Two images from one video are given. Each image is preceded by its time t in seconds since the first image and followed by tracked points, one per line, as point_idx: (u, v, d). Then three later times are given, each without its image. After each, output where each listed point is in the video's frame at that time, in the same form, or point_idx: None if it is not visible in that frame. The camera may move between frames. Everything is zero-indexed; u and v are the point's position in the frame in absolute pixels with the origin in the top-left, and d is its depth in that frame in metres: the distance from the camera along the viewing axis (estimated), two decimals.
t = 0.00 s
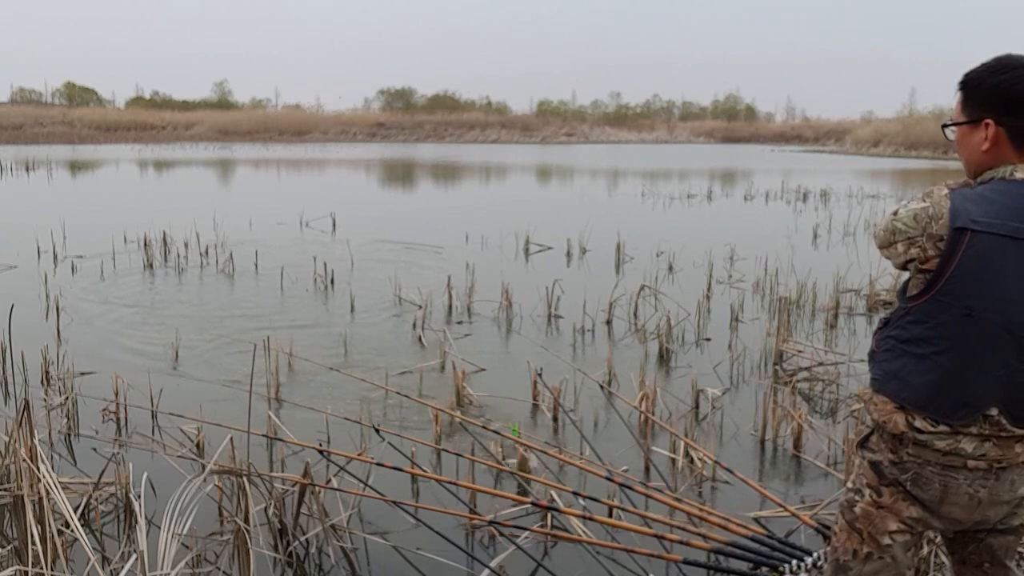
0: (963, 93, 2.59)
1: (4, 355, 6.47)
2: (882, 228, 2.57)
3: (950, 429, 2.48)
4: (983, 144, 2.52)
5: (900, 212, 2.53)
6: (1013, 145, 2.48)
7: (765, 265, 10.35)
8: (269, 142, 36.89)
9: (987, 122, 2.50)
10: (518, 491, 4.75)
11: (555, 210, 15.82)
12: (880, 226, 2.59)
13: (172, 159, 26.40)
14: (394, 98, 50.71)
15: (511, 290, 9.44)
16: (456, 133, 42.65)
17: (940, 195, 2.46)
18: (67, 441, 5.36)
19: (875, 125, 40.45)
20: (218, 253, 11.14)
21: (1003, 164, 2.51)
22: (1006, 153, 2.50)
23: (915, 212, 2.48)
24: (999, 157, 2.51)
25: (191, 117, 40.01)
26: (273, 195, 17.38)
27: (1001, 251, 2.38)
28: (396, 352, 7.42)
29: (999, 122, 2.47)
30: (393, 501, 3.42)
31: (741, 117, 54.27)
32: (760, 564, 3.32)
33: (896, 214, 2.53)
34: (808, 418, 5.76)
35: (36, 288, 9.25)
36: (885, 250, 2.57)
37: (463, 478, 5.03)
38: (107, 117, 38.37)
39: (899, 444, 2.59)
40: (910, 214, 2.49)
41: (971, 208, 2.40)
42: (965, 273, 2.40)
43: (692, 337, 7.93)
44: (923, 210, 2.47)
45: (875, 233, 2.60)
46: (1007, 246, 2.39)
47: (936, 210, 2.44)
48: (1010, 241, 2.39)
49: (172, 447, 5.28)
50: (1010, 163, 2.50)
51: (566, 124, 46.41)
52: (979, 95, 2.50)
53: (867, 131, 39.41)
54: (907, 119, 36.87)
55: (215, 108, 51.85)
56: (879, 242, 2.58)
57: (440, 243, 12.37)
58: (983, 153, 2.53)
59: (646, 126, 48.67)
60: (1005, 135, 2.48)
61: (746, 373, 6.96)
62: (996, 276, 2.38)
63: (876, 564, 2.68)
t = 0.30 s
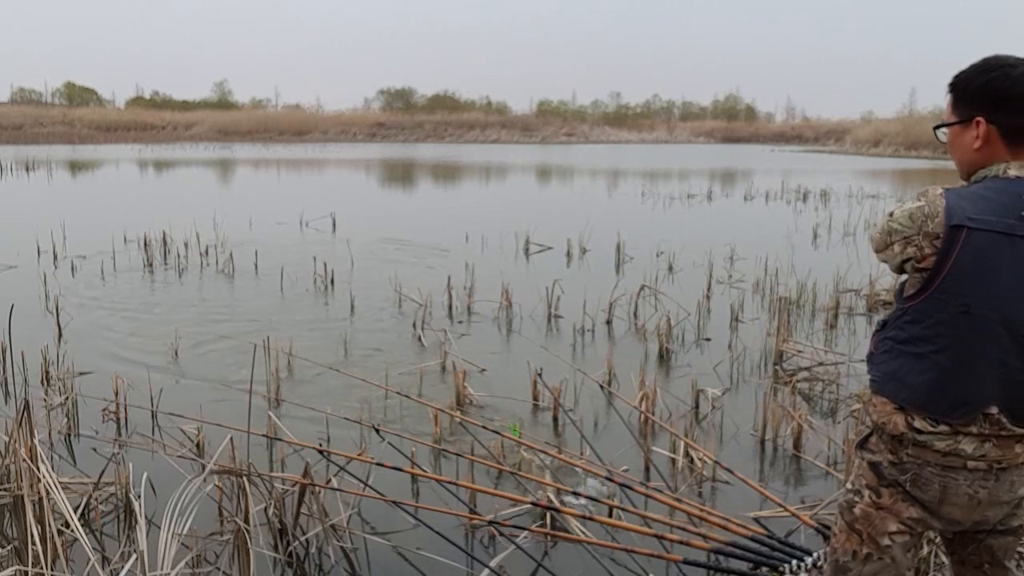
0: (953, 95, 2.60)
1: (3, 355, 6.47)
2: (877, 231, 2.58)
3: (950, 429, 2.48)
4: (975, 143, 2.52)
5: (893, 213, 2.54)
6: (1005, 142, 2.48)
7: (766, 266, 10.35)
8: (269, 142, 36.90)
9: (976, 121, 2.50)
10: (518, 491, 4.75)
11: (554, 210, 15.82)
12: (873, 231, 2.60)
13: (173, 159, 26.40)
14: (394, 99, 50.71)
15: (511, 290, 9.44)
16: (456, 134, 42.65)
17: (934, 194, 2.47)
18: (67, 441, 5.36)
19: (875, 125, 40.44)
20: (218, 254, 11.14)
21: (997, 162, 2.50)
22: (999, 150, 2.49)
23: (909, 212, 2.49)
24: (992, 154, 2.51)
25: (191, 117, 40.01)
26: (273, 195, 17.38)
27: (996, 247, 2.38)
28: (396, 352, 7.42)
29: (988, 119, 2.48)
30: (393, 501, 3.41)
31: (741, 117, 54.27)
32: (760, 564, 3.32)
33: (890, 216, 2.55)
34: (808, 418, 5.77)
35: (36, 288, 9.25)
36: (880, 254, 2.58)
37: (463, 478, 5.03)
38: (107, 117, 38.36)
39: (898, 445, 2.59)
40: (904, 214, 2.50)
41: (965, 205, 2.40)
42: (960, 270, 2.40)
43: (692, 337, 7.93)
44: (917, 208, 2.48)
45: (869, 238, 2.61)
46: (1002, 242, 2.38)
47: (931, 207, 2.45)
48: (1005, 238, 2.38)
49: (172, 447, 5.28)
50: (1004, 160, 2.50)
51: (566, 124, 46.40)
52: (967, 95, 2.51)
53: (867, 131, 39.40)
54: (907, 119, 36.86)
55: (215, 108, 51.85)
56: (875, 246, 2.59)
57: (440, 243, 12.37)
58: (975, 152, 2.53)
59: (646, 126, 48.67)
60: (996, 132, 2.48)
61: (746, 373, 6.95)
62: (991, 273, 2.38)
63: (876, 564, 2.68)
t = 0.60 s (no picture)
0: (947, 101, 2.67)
1: (3, 355, 6.47)
2: (856, 267, 2.56)
3: (950, 432, 2.49)
4: (970, 141, 2.57)
5: (872, 233, 2.54)
6: (999, 138, 2.52)
7: (766, 265, 10.35)
8: (269, 142, 36.91)
9: (970, 120, 2.55)
10: (517, 491, 4.75)
11: (554, 210, 15.82)
12: (849, 270, 2.57)
13: (172, 159, 26.40)
14: (393, 99, 50.74)
15: (511, 290, 9.44)
16: (456, 133, 42.65)
17: (922, 198, 2.48)
18: (67, 441, 5.36)
19: (875, 125, 40.43)
20: (218, 254, 11.14)
21: (990, 160, 2.54)
22: (993, 147, 2.53)
23: (898, 224, 2.48)
24: (988, 151, 2.55)
25: (191, 117, 40.01)
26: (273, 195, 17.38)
27: (989, 246, 2.40)
28: (396, 353, 7.42)
29: (982, 116, 2.52)
30: (393, 501, 3.41)
31: (741, 117, 54.28)
32: (760, 564, 3.32)
33: (869, 244, 2.54)
34: (808, 418, 5.77)
35: (35, 288, 9.24)
36: (868, 286, 2.55)
37: (463, 478, 5.03)
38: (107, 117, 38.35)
39: (897, 447, 2.59)
40: (887, 230, 2.50)
41: (955, 207, 2.42)
42: (955, 271, 2.41)
43: (693, 337, 7.94)
44: (906, 218, 2.48)
45: (849, 276, 2.57)
46: (994, 241, 2.40)
47: (918, 215, 2.46)
48: (997, 236, 2.40)
49: (172, 447, 5.28)
50: (996, 158, 2.53)
51: (566, 124, 46.40)
52: (959, 96, 2.57)
53: (868, 131, 39.40)
54: (907, 118, 36.85)
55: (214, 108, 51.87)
56: (858, 283, 2.56)
57: (440, 243, 12.36)
58: (970, 150, 2.58)
59: (646, 126, 48.67)
60: (989, 130, 2.53)
61: (746, 373, 6.95)
62: (985, 272, 2.40)
63: (875, 565, 2.68)
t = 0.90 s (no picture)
0: (927, 108, 2.84)
1: (3, 355, 6.47)
2: (825, 220, 2.68)
3: (952, 425, 2.51)
4: (949, 139, 2.71)
5: (853, 203, 2.65)
6: (975, 133, 2.66)
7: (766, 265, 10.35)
8: (269, 142, 36.90)
9: (946, 119, 2.70)
10: (518, 491, 4.75)
11: (555, 210, 15.82)
12: (819, 220, 2.69)
13: (173, 159, 26.40)
14: (394, 99, 50.75)
15: (511, 290, 9.45)
16: (456, 134, 42.63)
17: (903, 187, 2.61)
18: (67, 441, 5.36)
19: (875, 125, 40.39)
20: (218, 254, 11.14)
21: (968, 153, 2.67)
22: (970, 142, 2.67)
23: (879, 204, 2.60)
24: (965, 147, 2.68)
25: (191, 117, 40.00)
26: (273, 195, 17.37)
27: (965, 230, 2.49)
28: (396, 352, 7.43)
29: (957, 114, 2.67)
30: (393, 500, 3.40)
31: (741, 117, 54.25)
32: (760, 564, 3.31)
33: (849, 208, 2.65)
34: (808, 418, 5.77)
35: (35, 288, 9.24)
36: (826, 242, 2.66)
37: (463, 478, 5.03)
38: (107, 117, 38.36)
39: (901, 446, 2.60)
40: (868, 205, 2.61)
41: (929, 194, 2.54)
42: (933, 252, 2.51)
43: (692, 337, 7.94)
44: (887, 201, 2.60)
45: (815, 225, 2.68)
46: (970, 225, 2.49)
47: (897, 199, 2.58)
48: (973, 221, 2.49)
49: (172, 447, 5.28)
50: (974, 152, 2.66)
51: (566, 124, 46.39)
52: (935, 100, 2.74)
53: (868, 131, 39.38)
54: (908, 118, 36.81)
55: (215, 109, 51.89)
56: (819, 233, 2.67)
57: (439, 243, 12.36)
58: (949, 147, 2.71)
59: (646, 126, 48.65)
60: (965, 126, 2.67)
61: (746, 373, 6.95)
62: (963, 251, 2.48)
63: (878, 570, 2.67)
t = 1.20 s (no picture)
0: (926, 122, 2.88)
1: (3, 355, 6.47)
2: (832, 207, 2.65)
3: (948, 417, 2.51)
4: (949, 143, 2.74)
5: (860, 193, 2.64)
6: (974, 135, 2.68)
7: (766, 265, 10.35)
8: (269, 142, 36.90)
9: (944, 125, 2.74)
10: (518, 491, 4.76)
11: (555, 210, 15.83)
12: (825, 207, 2.65)
13: (173, 160, 26.40)
14: (394, 99, 50.76)
15: (511, 290, 9.45)
16: (456, 134, 42.65)
17: (907, 181, 2.62)
18: (67, 441, 5.36)
19: (875, 125, 40.40)
20: (218, 254, 11.14)
21: (972, 154, 2.68)
22: (970, 143, 2.69)
23: (886, 194, 2.60)
24: (967, 149, 2.70)
25: (191, 117, 40.00)
26: (274, 195, 17.38)
27: (967, 222, 2.50)
28: (397, 352, 7.43)
29: (953, 119, 2.71)
30: (393, 500, 3.39)
31: (741, 117, 54.26)
32: (760, 564, 3.32)
33: (856, 195, 2.64)
34: (808, 418, 5.77)
35: (35, 288, 9.24)
36: (835, 228, 2.63)
37: (463, 478, 5.03)
38: (107, 117, 38.34)
39: (896, 440, 2.61)
40: (877, 193, 2.61)
41: (934, 185, 2.55)
42: (935, 242, 2.51)
43: (693, 337, 7.94)
44: (894, 190, 2.60)
45: (823, 212, 2.65)
46: (973, 217, 2.50)
47: (902, 189, 2.59)
48: (976, 213, 2.50)
49: (172, 447, 5.28)
50: (977, 152, 2.67)
51: (566, 124, 46.40)
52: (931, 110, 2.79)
53: (868, 131, 39.38)
54: (908, 118, 36.81)
55: (214, 109, 51.89)
56: (827, 220, 2.63)
57: (439, 243, 12.36)
58: (952, 151, 2.73)
59: (646, 126, 48.65)
60: (965, 130, 2.69)
61: (746, 373, 6.95)
62: (965, 241, 2.48)
63: (877, 568, 2.68)
